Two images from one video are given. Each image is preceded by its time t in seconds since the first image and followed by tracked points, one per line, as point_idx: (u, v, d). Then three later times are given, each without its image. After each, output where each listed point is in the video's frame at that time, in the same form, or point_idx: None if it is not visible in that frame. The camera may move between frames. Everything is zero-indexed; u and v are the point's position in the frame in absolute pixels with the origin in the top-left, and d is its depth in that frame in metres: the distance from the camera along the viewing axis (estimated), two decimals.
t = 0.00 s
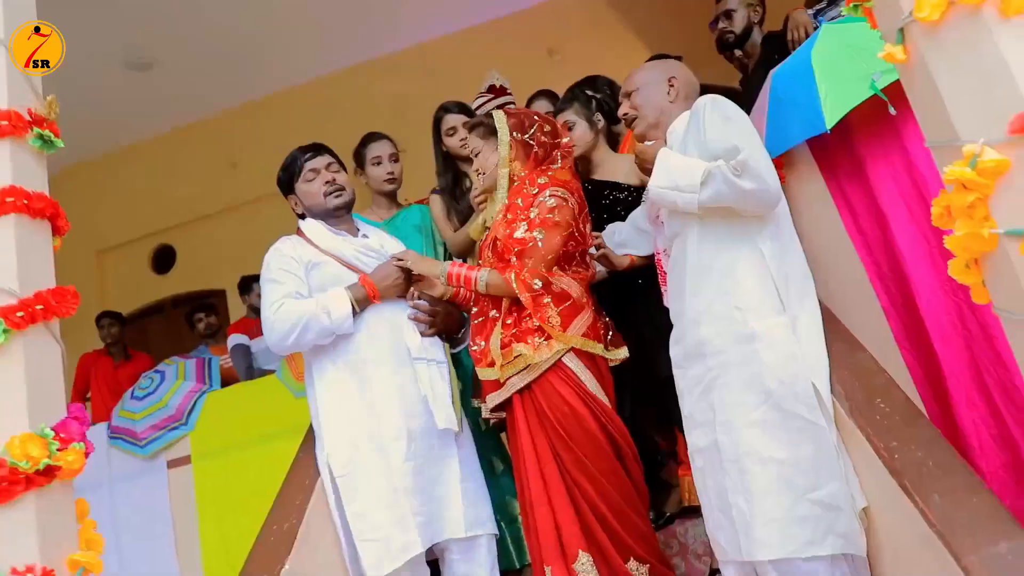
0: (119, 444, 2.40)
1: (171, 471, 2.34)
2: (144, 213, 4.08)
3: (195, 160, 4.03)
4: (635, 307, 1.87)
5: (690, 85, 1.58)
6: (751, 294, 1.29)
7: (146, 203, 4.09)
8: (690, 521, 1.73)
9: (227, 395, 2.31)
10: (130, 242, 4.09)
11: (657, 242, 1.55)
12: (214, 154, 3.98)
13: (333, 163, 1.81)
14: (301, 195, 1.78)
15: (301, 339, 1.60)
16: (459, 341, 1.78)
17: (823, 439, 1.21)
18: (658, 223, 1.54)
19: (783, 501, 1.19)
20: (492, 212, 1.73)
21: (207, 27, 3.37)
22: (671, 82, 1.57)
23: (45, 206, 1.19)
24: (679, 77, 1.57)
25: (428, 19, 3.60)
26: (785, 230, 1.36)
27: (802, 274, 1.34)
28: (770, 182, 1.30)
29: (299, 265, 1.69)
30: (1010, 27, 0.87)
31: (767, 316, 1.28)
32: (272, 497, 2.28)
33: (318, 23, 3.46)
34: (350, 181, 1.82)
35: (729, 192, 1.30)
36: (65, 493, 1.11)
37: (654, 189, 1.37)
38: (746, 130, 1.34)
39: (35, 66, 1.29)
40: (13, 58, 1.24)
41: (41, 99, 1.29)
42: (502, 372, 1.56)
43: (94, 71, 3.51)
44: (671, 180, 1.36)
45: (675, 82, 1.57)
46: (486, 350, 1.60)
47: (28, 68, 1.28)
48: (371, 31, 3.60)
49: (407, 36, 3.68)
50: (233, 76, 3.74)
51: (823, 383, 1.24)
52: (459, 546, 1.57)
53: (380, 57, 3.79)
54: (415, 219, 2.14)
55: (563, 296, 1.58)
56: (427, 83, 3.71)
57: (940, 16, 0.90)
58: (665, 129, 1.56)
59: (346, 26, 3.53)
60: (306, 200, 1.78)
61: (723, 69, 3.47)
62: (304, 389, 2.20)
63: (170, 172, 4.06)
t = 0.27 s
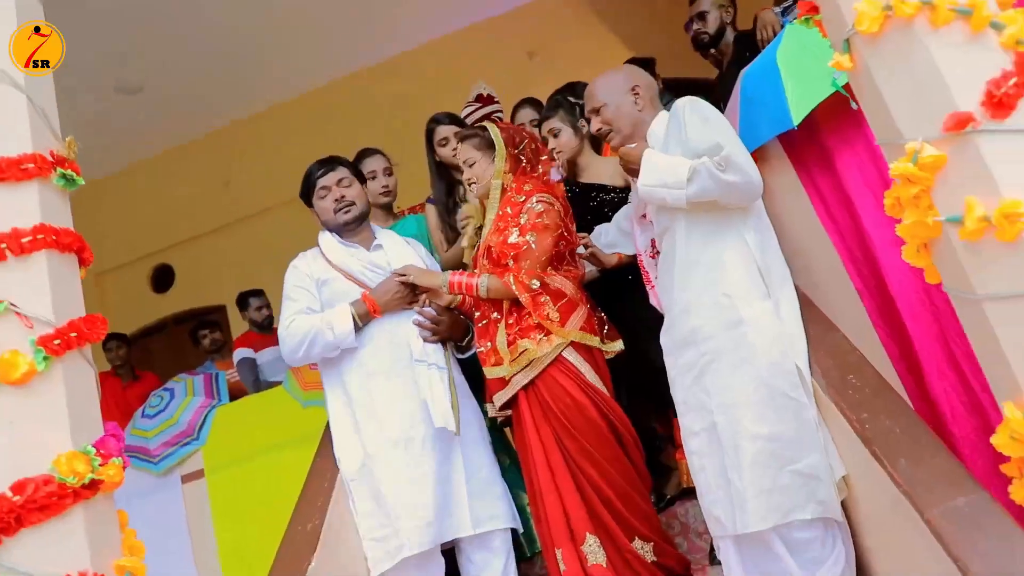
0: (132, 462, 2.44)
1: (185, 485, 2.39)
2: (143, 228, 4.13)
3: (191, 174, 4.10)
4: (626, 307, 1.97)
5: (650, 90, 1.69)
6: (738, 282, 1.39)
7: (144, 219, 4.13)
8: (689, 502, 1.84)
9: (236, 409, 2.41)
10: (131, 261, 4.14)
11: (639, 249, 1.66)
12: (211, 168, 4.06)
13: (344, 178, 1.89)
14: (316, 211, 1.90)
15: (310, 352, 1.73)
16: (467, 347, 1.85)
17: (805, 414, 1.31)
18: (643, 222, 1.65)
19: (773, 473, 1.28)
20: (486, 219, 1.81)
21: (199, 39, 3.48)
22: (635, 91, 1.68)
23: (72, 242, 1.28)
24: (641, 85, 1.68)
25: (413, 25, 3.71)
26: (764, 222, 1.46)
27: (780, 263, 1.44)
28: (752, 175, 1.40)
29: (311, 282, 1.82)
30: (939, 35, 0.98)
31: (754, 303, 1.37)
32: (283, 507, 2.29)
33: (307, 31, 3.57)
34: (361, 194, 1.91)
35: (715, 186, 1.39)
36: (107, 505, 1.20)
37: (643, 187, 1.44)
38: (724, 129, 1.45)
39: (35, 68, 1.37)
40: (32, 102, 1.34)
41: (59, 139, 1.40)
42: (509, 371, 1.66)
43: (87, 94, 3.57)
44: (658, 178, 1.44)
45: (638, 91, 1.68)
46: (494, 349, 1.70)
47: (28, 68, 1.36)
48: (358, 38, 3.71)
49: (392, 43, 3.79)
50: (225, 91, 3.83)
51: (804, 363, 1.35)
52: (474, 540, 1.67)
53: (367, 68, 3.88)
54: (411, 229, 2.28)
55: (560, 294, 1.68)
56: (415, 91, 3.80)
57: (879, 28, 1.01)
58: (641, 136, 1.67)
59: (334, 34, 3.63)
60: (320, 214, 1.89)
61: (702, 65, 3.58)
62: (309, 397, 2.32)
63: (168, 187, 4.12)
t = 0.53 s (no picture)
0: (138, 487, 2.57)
1: (189, 503, 2.47)
2: (142, 245, 4.21)
3: (184, 194, 4.18)
4: (604, 315, 2.09)
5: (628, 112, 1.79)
6: (713, 287, 1.48)
7: (141, 238, 4.22)
8: (677, 497, 1.94)
9: (240, 425, 2.52)
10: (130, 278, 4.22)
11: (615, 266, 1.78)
12: (204, 189, 4.14)
13: (343, 206, 1.98)
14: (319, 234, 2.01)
15: (311, 370, 1.84)
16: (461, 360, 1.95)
17: (777, 409, 1.41)
18: (621, 235, 1.77)
19: (752, 466, 1.37)
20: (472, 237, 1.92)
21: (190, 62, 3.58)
22: (613, 112, 1.78)
23: (89, 275, 1.37)
24: (620, 107, 1.78)
25: (397, 42, 3.83)
26: (734, 232, 1.56)
27: (750, 269, 1.54)
28: (724, 187, 1.49)
29: (313, 303, 1.94)
30: (872, 67, 1.09)
31: (730, 307, 1.46)
32: (284, 520, 2.35)
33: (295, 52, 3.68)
34: (360, 220, 2.00)
35: (690, 200, 1.47)
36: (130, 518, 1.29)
37: (623, 202, 1.53)
38: (696, 146, 1.54)
39: (35, 67, 1.48)
40: (48, 143, 1.43)
41: (73, 179, 1.49)
42: (505, 381, 1.76)
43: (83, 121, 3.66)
44: (636, 194, 1.52)
45: (617, 112, 1.78)
46: (488, 355, 1.80)
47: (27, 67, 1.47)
48: (345, 57, 3.82)
49: (378, 61, 3.90)
50: (217, 113, 3.93)
51: (775, 363, 1.44)
52: (477, 547, 1.77)
53: (354, 85, 3.99)
54: (404, 245, 2.39)
55: (546, 305, 1.79)
56: (401, 107, 3.92)
57: (820, 60, 1.12)
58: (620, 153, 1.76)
59: (321, 53, 3.74)
60: (321, 238, 2.01)
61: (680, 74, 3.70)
62: (309, 411, 2.43)
63: (162, 208, 4.20)
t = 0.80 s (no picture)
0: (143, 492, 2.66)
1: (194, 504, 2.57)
2: (141, 245, 4.18)
3: (176, 201, 4.19)
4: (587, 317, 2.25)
5: (609, 125, 1.91)
6: (686, 286, 1.59)
7: (141, 238, 4.19)
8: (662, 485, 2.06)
9: (242, 430, 2.63)
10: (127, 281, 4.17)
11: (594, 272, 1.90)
12: (196, 196, 4.16)
13: (345, 222, 2.09)
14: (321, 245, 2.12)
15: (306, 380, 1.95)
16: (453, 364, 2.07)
17: (747, 398, 1.51)
18: (599, 240, 1.89)
19: (729, 450, 1.46)
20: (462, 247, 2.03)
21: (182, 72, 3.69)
22: (595, 123, 1.89)
23: (103, 292, 1.46)
24: (601, 119, 1.90)
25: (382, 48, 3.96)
26: (703, 236, 1.68)
27: (719, 270, 1.66)
28: (690, 194, 1.60)
29: (310, 313, 2.06)
30: (821, 90, 1.20)
31: (703, 305, 1.57)
32: (285, 520, 2.41)
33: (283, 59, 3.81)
34: (360, 237, 2.10)
35: (661, 205, 1.58)
36: (153, 515, 1.40)
37: (599, 209, 1.65)
38: (667, 156, 1.65)
39: (34, 67, 1.59)
40: (62, 171, 1.54)
41: (87, 204, 1.59)
42: (502, 380, 1.89)
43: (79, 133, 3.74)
44: (612, 200, 1.64)
45: (598, 123, 1.89)
46: (491, 353, 1.92)
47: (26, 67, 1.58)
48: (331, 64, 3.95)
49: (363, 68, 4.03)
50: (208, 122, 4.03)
51: (744, 357, 1.56)
52: (473, 541, 1.90)
53: (341, 91, 4.09)
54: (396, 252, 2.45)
55: (533, 309, 1.90)
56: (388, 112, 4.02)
57: (774, 84, 1.23)
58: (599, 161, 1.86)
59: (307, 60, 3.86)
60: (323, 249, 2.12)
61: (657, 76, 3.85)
62: (309, 413, 2.55)
63: (154, 217, 4.19)
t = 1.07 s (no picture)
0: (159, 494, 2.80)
1: (204, 507, 2.64)
2: (141, 247, 4.25)
3: (173, 213, 4.28)
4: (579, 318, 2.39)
5: (591, 134, 2.03)
6: (666, 285, 1.71)
7: (141, 240, 4.26)
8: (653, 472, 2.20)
9: (249, 438, 2.79)
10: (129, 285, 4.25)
11: (580, 274, 2.03)
12: (192, 207, 4.26)
13: (351, 239, 2.22)
14: (323, 258, 2.23)
15: (312, 374, 2.04)
16: (450, 364, 2.19)
17: (724, 386, 1.63)
18: (583, 243, 2.02)
19: (711, 435, 1.57)
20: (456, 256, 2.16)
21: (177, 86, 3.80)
22: (577, 133, 2.00)
23: (124, 308, 1.58)
24: (583, 128, 2.01)
25: (369, 57, 4.10)
26: (680, 238, 1.81)
27: (697, 269, 1.79)
28: (663, 198, 1.73)
29: (309, 320, 2.15)
30: (778, 107, 1.33)
31: (681, 301, 1.70)
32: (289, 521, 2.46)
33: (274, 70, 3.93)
34: (362, 254, 2.24)
35: (637, 209, 1.70)
36: (179, 511, 1.51)
37: (580, 214, 1.77)
38: (642, 163, 1.78)
39: (34, 66, 1.71)
40: (82, 196, 1.65)
41: (105, 226, 1.71)
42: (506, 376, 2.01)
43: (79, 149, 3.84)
44: (593, 206, 1.75)
45: (581, 133, 2.01)
46: (502, 350, 2.04)
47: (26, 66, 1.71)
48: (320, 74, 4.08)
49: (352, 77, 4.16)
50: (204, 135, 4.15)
51: (721, 348, 1.68)
52: (473, 531, 2.03)
53: (331, 100, 4.21)
54: (395, 258, 2.65)
55: (539, 308, 2.05)
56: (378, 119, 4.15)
57: (737, 102, 1.36)
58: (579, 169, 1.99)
59: (298, 70, 3.99)
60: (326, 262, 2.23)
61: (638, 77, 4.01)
62: (311, 415, 2.71)
63: (151, 229, 4.28)
